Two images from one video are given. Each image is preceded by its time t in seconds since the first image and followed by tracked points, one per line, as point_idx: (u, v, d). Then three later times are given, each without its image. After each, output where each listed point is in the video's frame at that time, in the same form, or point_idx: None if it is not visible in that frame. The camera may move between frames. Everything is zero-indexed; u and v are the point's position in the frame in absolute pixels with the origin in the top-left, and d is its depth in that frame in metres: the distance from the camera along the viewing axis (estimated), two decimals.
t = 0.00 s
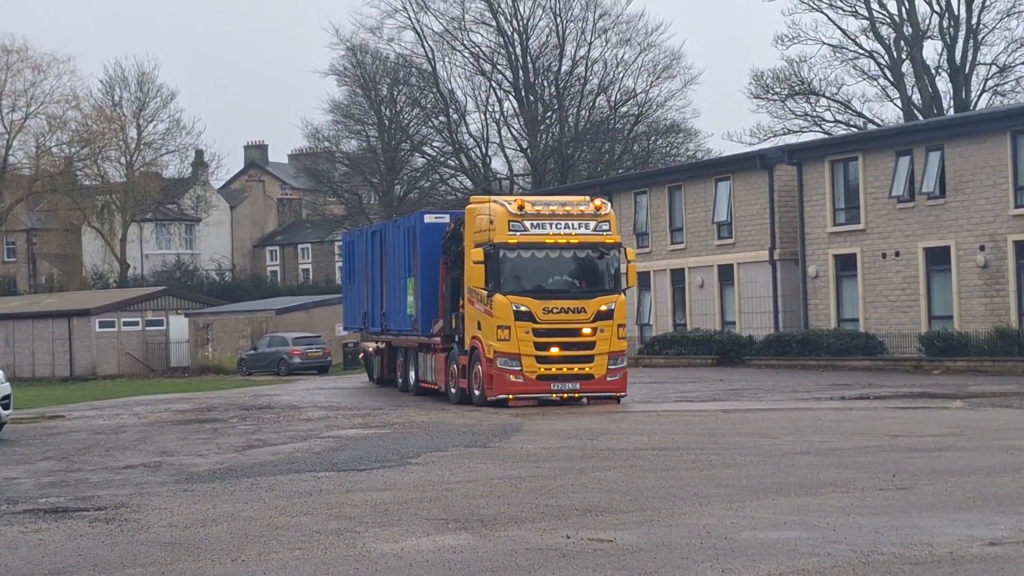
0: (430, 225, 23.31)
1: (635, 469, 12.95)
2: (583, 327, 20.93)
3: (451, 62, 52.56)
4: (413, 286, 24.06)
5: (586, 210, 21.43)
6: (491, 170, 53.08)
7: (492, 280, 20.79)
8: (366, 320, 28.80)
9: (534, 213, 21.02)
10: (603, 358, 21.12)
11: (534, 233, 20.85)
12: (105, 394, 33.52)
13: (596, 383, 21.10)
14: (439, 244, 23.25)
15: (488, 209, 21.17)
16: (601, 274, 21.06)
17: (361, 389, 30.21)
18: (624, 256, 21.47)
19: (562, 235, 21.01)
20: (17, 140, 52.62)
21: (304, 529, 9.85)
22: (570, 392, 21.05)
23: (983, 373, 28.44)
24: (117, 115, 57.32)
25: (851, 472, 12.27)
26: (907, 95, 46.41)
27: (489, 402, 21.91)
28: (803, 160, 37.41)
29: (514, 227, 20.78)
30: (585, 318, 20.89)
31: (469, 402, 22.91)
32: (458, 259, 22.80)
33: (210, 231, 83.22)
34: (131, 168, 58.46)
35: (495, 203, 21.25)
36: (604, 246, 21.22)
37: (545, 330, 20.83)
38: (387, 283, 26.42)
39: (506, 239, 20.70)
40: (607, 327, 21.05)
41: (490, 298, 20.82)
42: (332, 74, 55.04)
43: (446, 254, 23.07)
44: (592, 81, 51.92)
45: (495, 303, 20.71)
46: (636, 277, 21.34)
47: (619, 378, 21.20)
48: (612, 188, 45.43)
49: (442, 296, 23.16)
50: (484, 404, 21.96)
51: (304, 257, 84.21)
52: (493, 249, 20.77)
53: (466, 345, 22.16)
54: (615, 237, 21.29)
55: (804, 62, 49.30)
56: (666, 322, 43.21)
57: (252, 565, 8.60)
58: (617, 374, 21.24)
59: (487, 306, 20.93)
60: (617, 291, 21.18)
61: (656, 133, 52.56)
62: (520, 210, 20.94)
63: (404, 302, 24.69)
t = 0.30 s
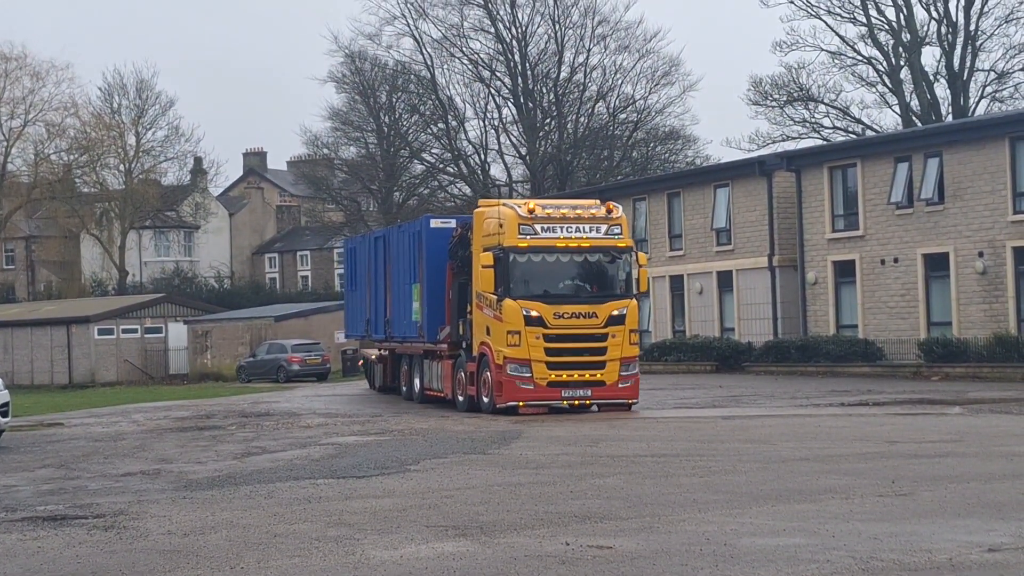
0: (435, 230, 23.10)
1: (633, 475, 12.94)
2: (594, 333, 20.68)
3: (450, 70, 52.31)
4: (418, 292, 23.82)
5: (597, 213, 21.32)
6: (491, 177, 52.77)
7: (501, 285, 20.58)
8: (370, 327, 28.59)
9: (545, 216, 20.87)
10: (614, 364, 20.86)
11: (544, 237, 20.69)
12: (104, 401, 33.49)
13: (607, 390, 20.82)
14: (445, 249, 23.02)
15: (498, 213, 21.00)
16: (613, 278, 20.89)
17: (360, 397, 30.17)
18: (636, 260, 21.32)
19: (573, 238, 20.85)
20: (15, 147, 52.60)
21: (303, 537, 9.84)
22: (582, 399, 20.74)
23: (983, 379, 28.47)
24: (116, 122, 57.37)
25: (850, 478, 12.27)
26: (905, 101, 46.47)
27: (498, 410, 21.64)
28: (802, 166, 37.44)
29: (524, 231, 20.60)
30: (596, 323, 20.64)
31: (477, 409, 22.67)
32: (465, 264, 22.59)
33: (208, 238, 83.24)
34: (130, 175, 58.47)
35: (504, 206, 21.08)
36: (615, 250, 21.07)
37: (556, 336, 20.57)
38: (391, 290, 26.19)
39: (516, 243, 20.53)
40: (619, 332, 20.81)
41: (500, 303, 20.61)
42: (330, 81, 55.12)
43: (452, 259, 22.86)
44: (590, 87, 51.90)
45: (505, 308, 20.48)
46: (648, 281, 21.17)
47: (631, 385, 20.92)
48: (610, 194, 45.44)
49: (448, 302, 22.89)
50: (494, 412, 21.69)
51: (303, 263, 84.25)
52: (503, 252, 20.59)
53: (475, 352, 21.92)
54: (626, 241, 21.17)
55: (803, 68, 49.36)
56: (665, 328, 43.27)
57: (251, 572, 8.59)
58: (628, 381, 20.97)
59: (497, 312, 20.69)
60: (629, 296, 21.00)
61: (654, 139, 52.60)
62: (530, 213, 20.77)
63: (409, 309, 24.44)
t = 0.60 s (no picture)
0: (441, 237, 22.88)
1: (632, 484, 12.93)
2: (605, 341, 20.40)
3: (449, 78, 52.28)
4: (424, 300, 23.56)
5: (608, 219, 20.91)
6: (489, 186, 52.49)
7: (510, 292, 20.25)
8: (374, 336, 28.34)
9: (554, 222, 20.47)
10: (626, 372, 20.58)
11: (554, 243, 20.32)
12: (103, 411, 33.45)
13: (618, 399, 20.58)
14: (452, 257, 22.79)
15: (507, 219, 20.62)
16: (624, 285, 20.52)
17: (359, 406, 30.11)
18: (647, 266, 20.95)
19: (584, 245, 20.48)
20: (14, 157, 52.68)
21: (301, 546, 9.83)
22: (593, 408, 20.50)
23: (981, 387, 28.46)
24: (115, 132, 57.44)
25: (848, 486, 12.27)
26: (903, 109, 46.54)
27: (507, 419, 21.38)
28: (801, 174, 37.45)
29: (533, 237, 20.22)
30: (607, 331, 20.35)
31: (484, 418, 22.43)
32: (473, 271, 22.30)
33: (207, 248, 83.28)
34: (128, 185, 58.48)
35: (513, 212, 20.69)
36: (627, 257, 20.70)
37: (567, 344, 20.30)
38: (396, 298, 25.91)
39: (526, 250, 20.16)
40: (631, 340, 20.51)
41: (509, 311, 20.29)
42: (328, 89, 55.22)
43: (459, 266, 22.57)
44: (589, 96, 51.96)
45: (514, 316, 20.17)
46: (660, 289, 20.81)
47: (642, 394, 20.67)
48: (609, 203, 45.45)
49: (455, 310, 22.65)
50: (503, 421, 21.43)
51: (301, 272, 84.34)
52: (511, 259, 20.24)
53: (483, 360, 21.64)
54: (638, 247, 20.77)
55: (800, 77, 49.44)
56: (663, 337, 43.30)
57: None
58: (640, 390, 20.71)
59: (505, 320, 20.39)
60: (640, 303, 20.64)
61: (652, 147, 52.63)
62: (539, 219, 20.38)
63: (414, 317, 24.22)
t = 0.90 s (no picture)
0: (447, 236, 22.60)
1: (631, 484, 12.93)
2: (616, 340, 20.08)
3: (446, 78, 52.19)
4: (429, 301, 23.30)
5: (619, 216, 20.69)
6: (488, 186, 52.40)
7: (520, 291, 20.02)
8: (378, 338, 28.15)
9: (564, 220, 20.25)
10: (638, 372, 20.25)
11: (564, 241, 20.08)
12: (102, 412, 33.46)
13: (630, 399, 20.24)
14: (458, 256, 22.54)
15: (516, 217, 20.41)
16: (636, 284, 20.28)
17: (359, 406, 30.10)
18: (659, 264, 20.70)
19: (594, 243, 20.24)
20: (12, 158, 52.68)
21: (300, 546, 9.84)
22: (604, 409, 20.16)
23: (979, 387, 28.50)
24: (113, 133, 57.46)
25: (848, 487, 12.27)
26: (902, 109, 46.55)
27: (517, 421, 21.04)
28: (799, 174, 37.45)
29: (543, 235, 19.99)
30: (619, 330, 20.02)
31: (491, 418, 22.19)
32: (480, 271, 22.10)
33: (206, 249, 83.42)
34: (127, 186, 58.42)
35: (522, 209, 20.47)
36: (638, 255, 20.46)
37: (577, 344, 19.98)
38: (400, 299, 25.73)
39: (535, 248, 19.94)
40: (642, 340, 20.19)
41: (518, 310, 20.02)
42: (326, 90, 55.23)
43: (465, 266, 22.36)
44: (587, 97, 51.97)
45: (524, 315, 19.90)
46: (672, 287, 20.56)
47: (654, 394, 20.34)
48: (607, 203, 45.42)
49: (461, 311, 22.39)
50: (512, 424, 21.10)
51: (301, 273, 84.41)
52: (521, 257, 20.01)
53: (492, 361, 21.34)
54: (649, 245, 20.54)
55: (799, 77, 49.47)
56: (662, 338, 43.34)
57: None
58: (652, 390, 20.37)
59: (515, 319, 20.11)
60: (652, 303, 20.37)
61: (651, 148, 52.59)
62: (549, 216, 20.15)
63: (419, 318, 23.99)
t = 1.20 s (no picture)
0: (453, 228, 22.43)
1: (631, 478, 12.94)
2: (628, 330, 19.92)
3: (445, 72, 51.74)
4: (435, 294, 23.12)
5: (629, 203, 20.55)
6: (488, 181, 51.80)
7: (530, 281, 19.86)
8: (382, 335, 28.00)
9: (574, 207, 20.11)
10: (650, 362, 20.12)
11: (573, 229, 19.94)
12: (103, 406, 33.45)
13: (643, 390, 20.10)
14: (465, 248, 22.37)
15: (525, 205, 20.25)
16: (647, 272, 20.12)
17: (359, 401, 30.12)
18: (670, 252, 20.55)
19: (604, 230, 20.11)
20: (12, 152, 52.66)
21: (301, 539, 9.86)
22: (617, 400, 20.02)
23: (980, 379, 28.53)
24: (113, 126, 57.42)
25: (848, 479, 12.29)
26: (903, 102, 46.53)
27: (528, 415, 20.89)
28: (798, 168, 37.44)
29: (552, 223, 19.86)
30: (631, 320, 19.89)
31: (501, 412, 22.03)
32: (488, 262, 21.95)
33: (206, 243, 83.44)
34: (127, 180, 58.34)
35: (531, 198, 20.35)
36: (649, 242, 20.31)
37: (589, 334, 19.83)
38: (405, 294, 25.56)
39: (545, 236, 19.79)
40: (654, 329, 20.06)
41: (528, 300, 19.89)
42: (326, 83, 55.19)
43: (473, 258, 22.21)
44: (587, 90, 51.97)
45: (534, 305, 19.75)
46: (683, 276, 20.40)
47: (667, 384, 20.20)
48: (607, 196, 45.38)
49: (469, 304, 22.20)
50: (523, 418, 20.95)
51: (301, 267, 84.49)
52: (530, 247, 19.87)
53: (501, 354, 21.22)
54: (660, 232, 20.39)
55: (799, 70, 49.44)
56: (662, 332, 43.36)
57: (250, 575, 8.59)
58: (665, 380, 20.23)
59: (524, 310, 19.97)
60: (663, 291, 20.22)
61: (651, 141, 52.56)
62: (558, 204, 20.02)
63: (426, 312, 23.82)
